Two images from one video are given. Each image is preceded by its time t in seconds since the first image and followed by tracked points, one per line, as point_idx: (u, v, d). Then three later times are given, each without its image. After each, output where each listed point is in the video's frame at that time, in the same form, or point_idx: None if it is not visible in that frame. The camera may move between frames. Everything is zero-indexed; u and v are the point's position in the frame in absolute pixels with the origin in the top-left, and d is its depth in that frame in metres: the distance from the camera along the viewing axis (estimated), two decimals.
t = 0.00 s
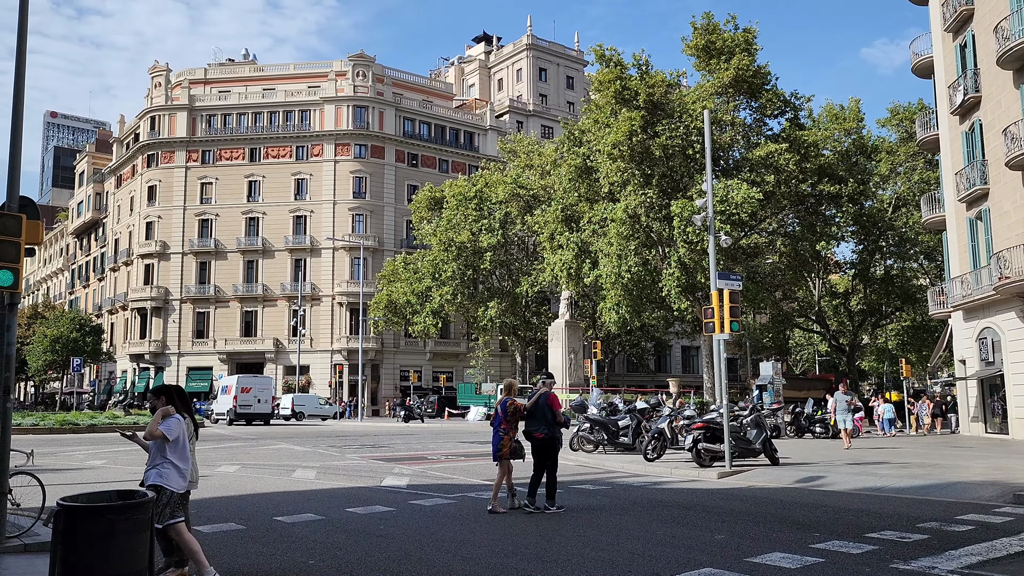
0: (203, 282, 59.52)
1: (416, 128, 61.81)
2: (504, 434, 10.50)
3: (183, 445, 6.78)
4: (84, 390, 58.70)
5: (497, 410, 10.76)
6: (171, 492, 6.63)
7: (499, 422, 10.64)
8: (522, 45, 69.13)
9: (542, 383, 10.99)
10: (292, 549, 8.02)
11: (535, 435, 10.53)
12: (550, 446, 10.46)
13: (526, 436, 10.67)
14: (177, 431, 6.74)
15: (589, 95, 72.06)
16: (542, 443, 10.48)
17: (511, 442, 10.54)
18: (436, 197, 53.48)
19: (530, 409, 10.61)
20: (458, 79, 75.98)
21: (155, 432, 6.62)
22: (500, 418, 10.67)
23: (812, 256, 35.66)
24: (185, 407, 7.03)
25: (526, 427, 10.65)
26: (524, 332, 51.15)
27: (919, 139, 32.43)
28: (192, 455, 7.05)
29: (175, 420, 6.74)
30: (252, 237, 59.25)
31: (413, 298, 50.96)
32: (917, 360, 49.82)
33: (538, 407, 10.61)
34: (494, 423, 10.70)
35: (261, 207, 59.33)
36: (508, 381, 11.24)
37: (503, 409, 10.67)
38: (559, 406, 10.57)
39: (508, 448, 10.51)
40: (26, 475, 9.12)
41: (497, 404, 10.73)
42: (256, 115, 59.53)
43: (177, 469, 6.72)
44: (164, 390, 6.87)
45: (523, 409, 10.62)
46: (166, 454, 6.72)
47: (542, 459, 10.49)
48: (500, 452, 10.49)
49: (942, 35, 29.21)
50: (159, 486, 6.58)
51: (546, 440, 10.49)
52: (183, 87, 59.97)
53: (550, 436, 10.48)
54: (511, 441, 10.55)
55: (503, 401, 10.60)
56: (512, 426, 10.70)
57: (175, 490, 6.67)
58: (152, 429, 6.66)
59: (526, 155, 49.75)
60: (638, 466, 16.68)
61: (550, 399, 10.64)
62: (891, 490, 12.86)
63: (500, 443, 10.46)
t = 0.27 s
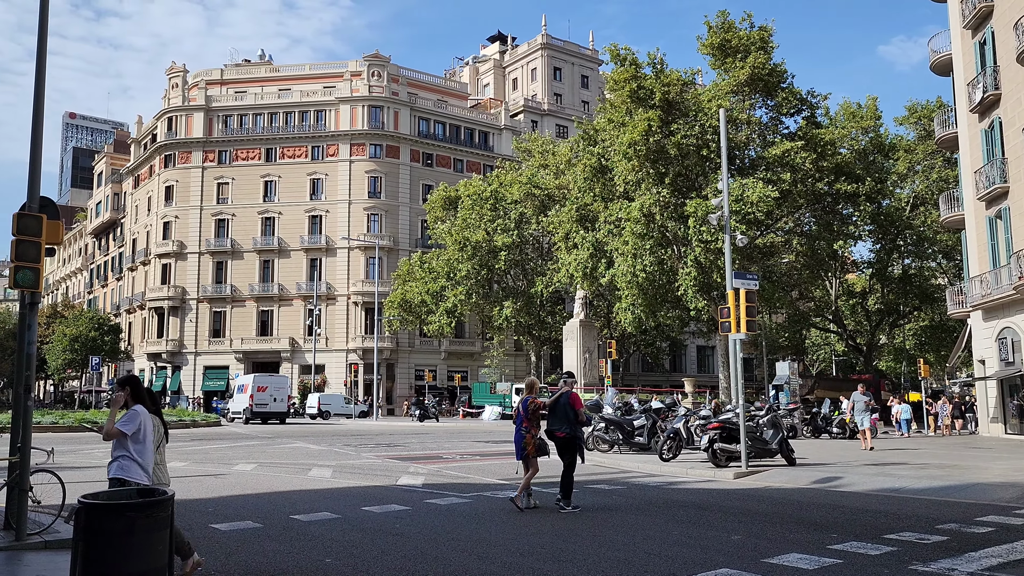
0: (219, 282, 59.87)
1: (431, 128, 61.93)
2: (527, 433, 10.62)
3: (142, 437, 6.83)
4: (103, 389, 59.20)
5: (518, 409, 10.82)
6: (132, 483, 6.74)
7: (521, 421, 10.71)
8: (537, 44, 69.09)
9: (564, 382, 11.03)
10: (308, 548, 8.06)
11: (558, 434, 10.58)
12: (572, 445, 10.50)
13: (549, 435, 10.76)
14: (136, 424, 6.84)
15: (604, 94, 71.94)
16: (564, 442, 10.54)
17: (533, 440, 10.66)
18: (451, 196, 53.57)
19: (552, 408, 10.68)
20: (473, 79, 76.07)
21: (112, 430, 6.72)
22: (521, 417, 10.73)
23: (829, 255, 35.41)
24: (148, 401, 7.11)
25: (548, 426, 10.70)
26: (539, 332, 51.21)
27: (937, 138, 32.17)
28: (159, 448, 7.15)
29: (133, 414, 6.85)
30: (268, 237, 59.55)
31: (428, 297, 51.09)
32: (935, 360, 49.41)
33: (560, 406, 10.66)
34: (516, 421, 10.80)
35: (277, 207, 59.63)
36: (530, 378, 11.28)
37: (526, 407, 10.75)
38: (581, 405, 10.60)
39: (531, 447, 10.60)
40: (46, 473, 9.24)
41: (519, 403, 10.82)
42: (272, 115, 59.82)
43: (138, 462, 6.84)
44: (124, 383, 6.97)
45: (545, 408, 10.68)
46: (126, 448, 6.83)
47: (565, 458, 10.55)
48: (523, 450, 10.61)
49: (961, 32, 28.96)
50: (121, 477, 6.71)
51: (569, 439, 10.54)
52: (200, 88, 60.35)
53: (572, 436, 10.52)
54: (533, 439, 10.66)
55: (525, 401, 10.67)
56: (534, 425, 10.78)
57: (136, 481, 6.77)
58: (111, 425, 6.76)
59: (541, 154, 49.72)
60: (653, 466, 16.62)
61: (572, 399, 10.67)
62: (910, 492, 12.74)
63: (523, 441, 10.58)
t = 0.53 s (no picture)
0: (230, 282, 60.08)
1: (441, 128, 61.99)
2: (543, 431, 10.77)
3: (109, 437, 7.16)
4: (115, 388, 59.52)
5: (535, 408, 10.96)
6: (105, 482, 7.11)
7: (537, 420, 10.86)
8: (547, 44, 69.09)
9: (580, 382, 11.14)
10: (320, 547, 8.07)
11: (573, 434, 10.70)
12: (588, 445, 10.61)
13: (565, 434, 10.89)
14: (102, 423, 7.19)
15: (614, 93, 71.85)
16: (579, 441, 10.66)
17: (550, 438, 10.81)
18: (460, 196, 53.59)
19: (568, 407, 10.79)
20: (483, 78, 76.13)
21: (77, 433, 7.11)
22: (538, 415, 10.89)
23: (841, 254, 35.22)
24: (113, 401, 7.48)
25: (564, 425, 10.84)
26: (549, 331, 51.22)
27: (949, 136, 31.97)
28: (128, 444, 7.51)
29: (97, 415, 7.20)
30: (278, 237, 59.72)
31: (438, 297, 51.14)
32: (948, 360, 49.11)
33: (576, 405, 10.78)
34: (533, 420, 10.95)
35: (288, 207, 59.78)
36: (547, 378, 11.40)
37: (542, 406, 10.89)
38: (597, 405, 10.70)
39: (547, 445, 10.74)
40: (60, 472, 9.37)
41: (536, 402, 10.96)
42: (282, 115, 60.00)
43: (109, 463, 7.22)
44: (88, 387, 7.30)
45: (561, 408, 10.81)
46: (97, 450, 7.20)
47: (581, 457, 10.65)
48: (539, 449, 10.76)
49: (974, 30, 28.78)
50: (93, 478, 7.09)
51: (585, 439, 10.65)
52: (211, 89, 60.59)
53: (588, 435, 10.64)
54: (549, 438, 10.81)
55: (541, 400, 10.82)
56: (551, 423, 10.92)
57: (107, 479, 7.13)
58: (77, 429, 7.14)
59: (551, 154, 49.67)
60: (664, 466, 16.58)
61: (588, 398, 10.77)
62: (923, 492, 12.67)
63: (539, 440, 10.72)
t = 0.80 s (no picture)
0: (248, 282, 60.43)
1: (456, 128, 62.09)
2: (567, 432, 10.79)
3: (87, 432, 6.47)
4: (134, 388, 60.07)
5: (559, 408, 11.01)
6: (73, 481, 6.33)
7: (562, 420, 10.90)
8: (562, 44, 69.04)
9: (603, 383, 11.18)
10: (338, 547, 8.10)
11: (596, 434, 10.74)
12: (611, 444, 10.64)
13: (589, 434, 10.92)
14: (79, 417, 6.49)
15: (630, 93, 71.68)
16: (602, 441, 10.69)
17: (575, 439, 10.84)
18: (476, 196, 53.62)
19: (592, 408, 10.83)
20: (498, 79, 76.19)
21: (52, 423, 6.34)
22: (562, 416, 10.92)
23: (859, 253, 34.95)
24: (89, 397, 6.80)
25: (588, 425, 10.87)
26: (565, 331, 51.19)
27: (969, 134, 31.64)
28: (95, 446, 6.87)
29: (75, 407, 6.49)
30: (295, 238, 60.00)
31: (453, 297, 51.22)
32: (968, 360, 48.66)
33: (599, 405, 10.82)
34: (557, 421, 10.98)
35: (304, 208, 60.08)
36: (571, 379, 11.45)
37: (566, 407, 10.92)
38: (619, 405, 10.74)
39: (572, 446, 10.78)
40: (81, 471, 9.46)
41: (560, 403, 11.00)
42: (299, 117, 60.30)
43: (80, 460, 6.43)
44: (63, 379, 6.58)
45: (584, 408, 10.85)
46: (68, 444, 6.41)
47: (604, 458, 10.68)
48: (564, 450, 10.79)
49: (994, 27, 28.44)
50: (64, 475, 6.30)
51: (608, 438, 10.69)
52: (228, 91, 60.98)
53: (611, 435, 10.68)
54: (575, 439, 10.84)
55: (565, 401, 10.87)
56: (576, 424, 10.95)
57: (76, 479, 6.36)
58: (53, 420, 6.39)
59: (566, 154, 49.61)
60: (681, 466, 16.51)
61: (611, 399, 10.81)
62: (943, 494, 12.55)
63: (564, 440, 10.75)
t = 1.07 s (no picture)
0: (264, 283, 60.71)
1: (471, 129, 62.13)
2: (593, 431, 10.74)
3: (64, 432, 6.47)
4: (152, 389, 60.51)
5: (583, 407, 10.99)
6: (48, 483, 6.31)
7: (587, 419, 10.87)
8: (577, 43, 68.96)
9: (624, 383, 11.24)
10: (356, 546, 8.12)
11: (619, 433, 10.81)
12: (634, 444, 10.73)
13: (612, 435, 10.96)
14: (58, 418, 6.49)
15: (645, 92, 71.47)
16: (625, 441, 10.77)
17: (599, 439, 10.80)
18: (491, 197, 53.61)
19: (616, 407, 10.86)
20: (513, 79, 76.20)
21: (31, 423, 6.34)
22: (587, 415, 10.91)
23: (877, 252, 34.67)
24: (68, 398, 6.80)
25: (610, 424, 10.92)
26: (581, 331, 51.12)
27: (989, 132, 31.28)
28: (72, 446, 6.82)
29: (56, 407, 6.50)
30: (311, 239, 60.22)
31: (469, 298, 51.26)
32: (988, 360, 48.15)
33: (623, 405, 10.86)
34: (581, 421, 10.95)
35: (320, 209, 60.32)
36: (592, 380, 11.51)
37: (590, 407, 10.92)
38: (642, 405, 10.80)
39: (597, 445, 10.76)
40: (102, 471, 9.52)
41: (584, 403, 11.00)
42: (315, 118, 60.58)
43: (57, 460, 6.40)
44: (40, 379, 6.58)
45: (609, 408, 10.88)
46: (46, 444, 6.39)
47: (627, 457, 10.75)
48: (589, 449, 10.75)
49: (1014, 23, 28.09)
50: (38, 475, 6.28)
51: (630, 438, 10.78)
52: (244, 93, 61.32)
53: (633, 435, 10.77)
54: (599, 439, 10.82)
55: (590, 400, 10.87)
56: (599, 423, 10.96)
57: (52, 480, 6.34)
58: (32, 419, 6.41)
59: (581, 154, 49.51)
60: (698, 466, 16.45)
61: (634, 398, 10.86)
62: (964, 495, 12.42)
63: (590, 440, 10.70)
